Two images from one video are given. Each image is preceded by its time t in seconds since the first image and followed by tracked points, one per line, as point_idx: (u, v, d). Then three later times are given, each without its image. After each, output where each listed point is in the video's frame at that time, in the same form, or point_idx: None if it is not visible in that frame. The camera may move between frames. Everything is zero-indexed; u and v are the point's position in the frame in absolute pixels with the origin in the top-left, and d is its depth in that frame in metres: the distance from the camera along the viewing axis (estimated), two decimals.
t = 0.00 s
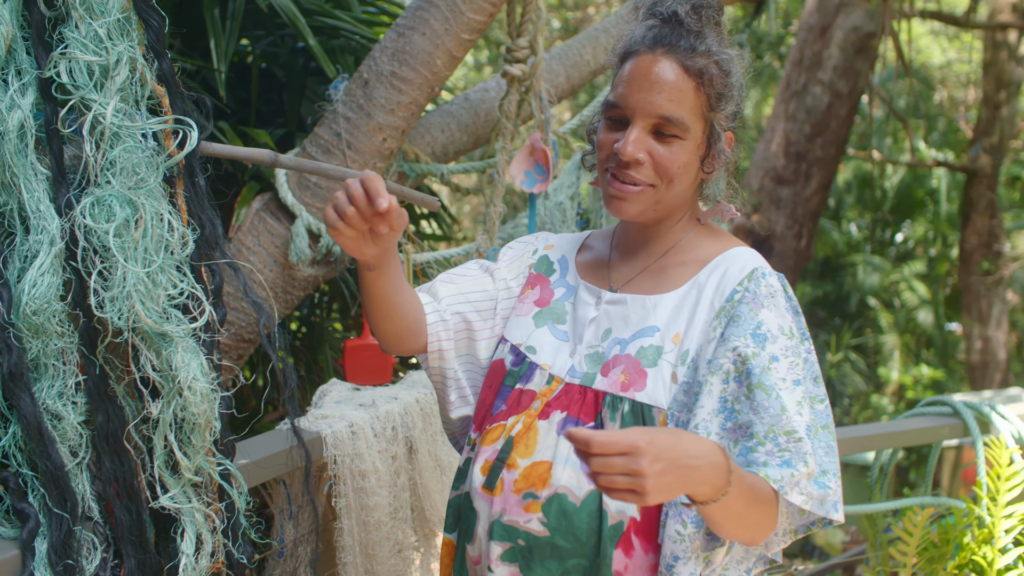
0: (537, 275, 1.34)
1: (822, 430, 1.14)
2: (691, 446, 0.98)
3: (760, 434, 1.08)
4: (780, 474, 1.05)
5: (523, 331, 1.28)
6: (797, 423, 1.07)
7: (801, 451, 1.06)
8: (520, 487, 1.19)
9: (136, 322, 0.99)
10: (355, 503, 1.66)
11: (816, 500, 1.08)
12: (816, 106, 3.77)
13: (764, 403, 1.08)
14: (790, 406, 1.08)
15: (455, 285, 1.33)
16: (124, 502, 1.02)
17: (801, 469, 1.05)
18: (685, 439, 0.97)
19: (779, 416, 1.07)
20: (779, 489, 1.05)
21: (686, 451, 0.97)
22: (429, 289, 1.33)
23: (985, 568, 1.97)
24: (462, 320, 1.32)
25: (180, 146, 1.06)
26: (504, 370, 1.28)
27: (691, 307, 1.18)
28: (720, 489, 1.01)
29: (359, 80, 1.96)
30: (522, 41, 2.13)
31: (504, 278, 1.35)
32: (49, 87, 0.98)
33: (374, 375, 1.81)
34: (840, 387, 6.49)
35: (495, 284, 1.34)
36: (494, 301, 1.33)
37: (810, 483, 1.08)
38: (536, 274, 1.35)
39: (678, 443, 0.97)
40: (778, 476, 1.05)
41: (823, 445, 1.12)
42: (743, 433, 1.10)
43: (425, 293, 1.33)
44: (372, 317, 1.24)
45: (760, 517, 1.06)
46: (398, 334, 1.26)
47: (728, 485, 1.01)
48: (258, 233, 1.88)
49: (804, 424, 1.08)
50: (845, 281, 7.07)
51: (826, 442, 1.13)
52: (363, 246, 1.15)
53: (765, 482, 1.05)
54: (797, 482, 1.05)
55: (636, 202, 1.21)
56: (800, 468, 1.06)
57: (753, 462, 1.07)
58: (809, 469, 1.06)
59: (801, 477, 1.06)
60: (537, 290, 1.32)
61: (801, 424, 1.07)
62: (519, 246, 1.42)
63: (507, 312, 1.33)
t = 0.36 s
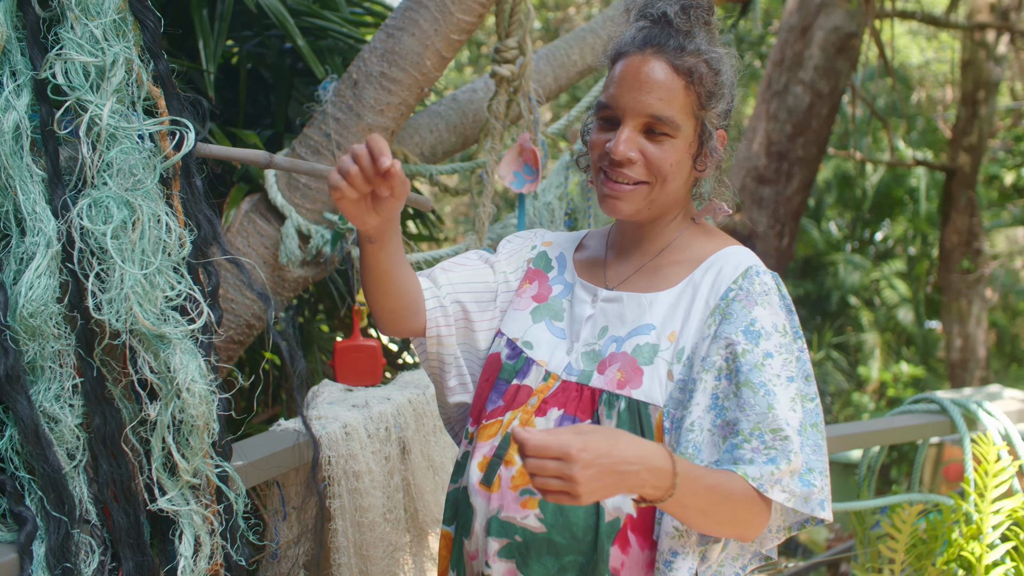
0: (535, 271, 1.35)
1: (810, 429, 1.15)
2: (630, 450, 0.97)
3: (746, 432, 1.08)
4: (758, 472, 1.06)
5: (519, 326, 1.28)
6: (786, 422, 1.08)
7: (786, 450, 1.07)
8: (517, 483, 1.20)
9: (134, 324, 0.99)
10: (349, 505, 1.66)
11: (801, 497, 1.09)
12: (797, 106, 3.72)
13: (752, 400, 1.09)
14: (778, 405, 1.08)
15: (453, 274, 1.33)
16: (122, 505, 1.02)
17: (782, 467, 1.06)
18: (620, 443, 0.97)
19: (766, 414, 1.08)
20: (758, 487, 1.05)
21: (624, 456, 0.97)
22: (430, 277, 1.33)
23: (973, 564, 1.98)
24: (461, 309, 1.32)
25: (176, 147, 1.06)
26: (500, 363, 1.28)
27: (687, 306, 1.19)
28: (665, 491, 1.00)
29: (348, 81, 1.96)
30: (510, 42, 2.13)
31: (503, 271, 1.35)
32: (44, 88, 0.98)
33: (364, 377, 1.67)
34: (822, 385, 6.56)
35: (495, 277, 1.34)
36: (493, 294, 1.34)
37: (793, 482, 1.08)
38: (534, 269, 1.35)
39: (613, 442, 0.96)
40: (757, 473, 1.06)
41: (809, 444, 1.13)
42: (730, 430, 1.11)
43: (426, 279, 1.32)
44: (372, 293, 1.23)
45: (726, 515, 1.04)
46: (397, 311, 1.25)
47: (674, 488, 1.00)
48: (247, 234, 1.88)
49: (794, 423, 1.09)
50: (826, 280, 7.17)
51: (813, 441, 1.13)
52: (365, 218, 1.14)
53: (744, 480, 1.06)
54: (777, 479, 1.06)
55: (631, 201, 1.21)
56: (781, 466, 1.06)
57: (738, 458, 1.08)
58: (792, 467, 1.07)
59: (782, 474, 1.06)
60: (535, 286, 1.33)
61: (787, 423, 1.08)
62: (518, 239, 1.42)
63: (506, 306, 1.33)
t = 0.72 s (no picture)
0: (542, 274, 1.35)
1: (780, 433, 1.13)
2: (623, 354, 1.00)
3: (721, 409, 1.07)
4: (726, 443, 1.05)
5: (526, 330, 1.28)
6: (759, 411, 1.07)
7: (754, 435, 1.06)
8: (525, 486, 1.19)
9: (143, 331, 0.98)
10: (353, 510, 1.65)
11: (750, 491, 1.07)
12: (789, 108, 3.73)
13: (731, 382, 1.08)
14: (756, 392, 1.08)
15: (458, 275, 1.33)
16: (131, 512, 1.02)
17: (750, 447, 1.05)
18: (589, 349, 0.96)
19: (743, 399, 1.07)
20: (721, 459, 1.04)
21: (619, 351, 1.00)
22: (436, 277, 1.33)
23: (975, 565, 1.97)
24: (467, 310, 1.32)
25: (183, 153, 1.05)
26: (506, 367, 1.29)
27: (689, 306, 1.19)
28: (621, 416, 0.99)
29: (348, 86, 1.95)
30: (509, 46, 2.13)
31: (510, 273, 1.35)
32: (51, 95, 0.98)
33: (366, 382, 1.63)
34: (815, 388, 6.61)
35: (502, 279, 1.34)
36: (500, 295, 1.33)
37: (755, 473, 1.07)
38: (541, 272, 1.35)
39: (595, 341, 0.96)
40: (722, 446, 1.05)
41: (779, 446, 1.11)
42: (702, 408, 1.08)
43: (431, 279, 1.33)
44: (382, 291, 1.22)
45: (672, 467, 1.02)
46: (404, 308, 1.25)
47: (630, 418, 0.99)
48: (248, 239, 1.87)
49: (768, 416, 1.08)
50: (818, 282, 7.18)
51: (781, 444, 1.11)
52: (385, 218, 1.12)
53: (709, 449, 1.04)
54: (737, 459, 1.05)
55: (637, 206, 1.22)
56: (745, 448, 1.06)
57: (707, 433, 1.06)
58: (757, 452, 1.06)
59: (745, 458, 1.06)
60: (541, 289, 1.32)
61: (763, 412, 1.07)
62: (527, 241, 1.42)
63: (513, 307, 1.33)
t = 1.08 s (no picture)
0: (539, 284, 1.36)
1: (760, 425, 1.11)
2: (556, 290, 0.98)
3: (689, 387, 1.06)
4: (690, 415, 1.04)
5: (524, 339, 1.28)
6: (730, 392, 1.07)
7: (721, 412, 1.05)
8: (522, 491, 1.20)
9: (141, 338, 0.98)
10: (349, 516, 1.65)
11: (718, 475, 1.06)
12: (774, 115, 3.75)
13: (702, 365, 1.08)
14: (727, 376, 1.08)
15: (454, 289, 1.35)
16: (128, 519, 1.01)
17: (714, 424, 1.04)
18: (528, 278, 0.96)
19: (714, 378, 1.07)
20: (682, 428, 1.03)
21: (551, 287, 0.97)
22: (431, 293, 1.35)
23: (964, 568, 2.00)
24: (463, 323, 1.33)
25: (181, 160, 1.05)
26: (505, 376, 1.28)
27: (681, 308, 1.20)
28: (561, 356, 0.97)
29: (340, 93, 1.96)
30: (500, 53, 2.14)
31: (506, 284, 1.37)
32: (49, 101, 0.98)
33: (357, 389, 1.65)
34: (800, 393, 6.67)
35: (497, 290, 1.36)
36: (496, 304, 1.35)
37: (722, 455, 1.06)
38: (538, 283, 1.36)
39: (541, 279, 0.97)
40: (686, 415, 1.04)
41: (752, 438, 1.09)
42: (674, 388, 1.09)
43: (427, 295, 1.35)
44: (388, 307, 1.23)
45: (622, 423, 0.98)
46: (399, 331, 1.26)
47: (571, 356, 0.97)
48: (240, 245, 1.87)
49: (740, 400, 1.07)
50: (802, 288, 7.21)
51: (756, 438, 1.10)
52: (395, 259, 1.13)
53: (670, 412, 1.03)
54: (701, 432, 1.04)
55: (606, 207, 1.24)
56: (711, 424, 1.05)
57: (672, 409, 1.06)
58: (723, 433, 1.05)
59: (710, 434, 1.05)
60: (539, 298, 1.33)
61: (733, 394, 1.07)
62: (524, 251, 1.44)
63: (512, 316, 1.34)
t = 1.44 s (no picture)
0: (538, 295, 1.36)
1: (784, 444, 1.13)
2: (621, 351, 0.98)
3: (718, 419, 1.07)
4: (725, 451, 1.05)
5: (525, 350, 1.30)
6: (756, 420, 1.08)
7: (752, 443, 1.06)
8: (519, 498, 1.20)
9: (143, 341, 0.99)
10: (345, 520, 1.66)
11: (758, 503, 1.07)
12: (764, 120, 3.81)
13: (727, 393, 1.09)
14: (752, 404, 1.09)
15: (450, 306, 1.35)
16: (127, 523, 1.01)
17: (748, 458, 1.05)
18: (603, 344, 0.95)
19: (738, 408, 1.08)
20: (722, 468, 1.04)
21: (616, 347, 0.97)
22: (423, 311, 1.35)
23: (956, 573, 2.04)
24: (457, 339, 1.35)
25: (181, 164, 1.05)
26: (509, 391, 1.28)
27: (685, 320, 1.21)
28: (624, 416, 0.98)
29: (335, 97, 1.96)
30: (495, 59, 2.14)
31: (501, 296, 1.38)
32: (50, 105, 0.98)
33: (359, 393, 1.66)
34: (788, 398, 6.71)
35: (492, 302, 1.37)
36: (490, 318, 1.36)
37: (759, 484, 1.07)
38: (537, 293, 1.37)
39: (612, 342, 0.97)
40: (725, 455, 1.05)
41: (779, 457, 1.11)
42: (700, 418, 1.09)
43: (419, 314, 1.35)
44: (372, 336, 1.26)
45: (672, 474, 1.01)
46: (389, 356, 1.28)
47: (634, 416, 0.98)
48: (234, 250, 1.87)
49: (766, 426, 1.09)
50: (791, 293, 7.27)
51: (784, 456, 1.12)
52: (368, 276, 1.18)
53: (710, 455, 1.05)
54: (739, 469, 1.05)
55: (596, 209, 1.25)
56: (746, 458, 1.06)
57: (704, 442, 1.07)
58: (757, 463, 1.06)
59: (746, 468, 1.06)
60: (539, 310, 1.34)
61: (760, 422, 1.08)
62: (521, 260, 1.44)
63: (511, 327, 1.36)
